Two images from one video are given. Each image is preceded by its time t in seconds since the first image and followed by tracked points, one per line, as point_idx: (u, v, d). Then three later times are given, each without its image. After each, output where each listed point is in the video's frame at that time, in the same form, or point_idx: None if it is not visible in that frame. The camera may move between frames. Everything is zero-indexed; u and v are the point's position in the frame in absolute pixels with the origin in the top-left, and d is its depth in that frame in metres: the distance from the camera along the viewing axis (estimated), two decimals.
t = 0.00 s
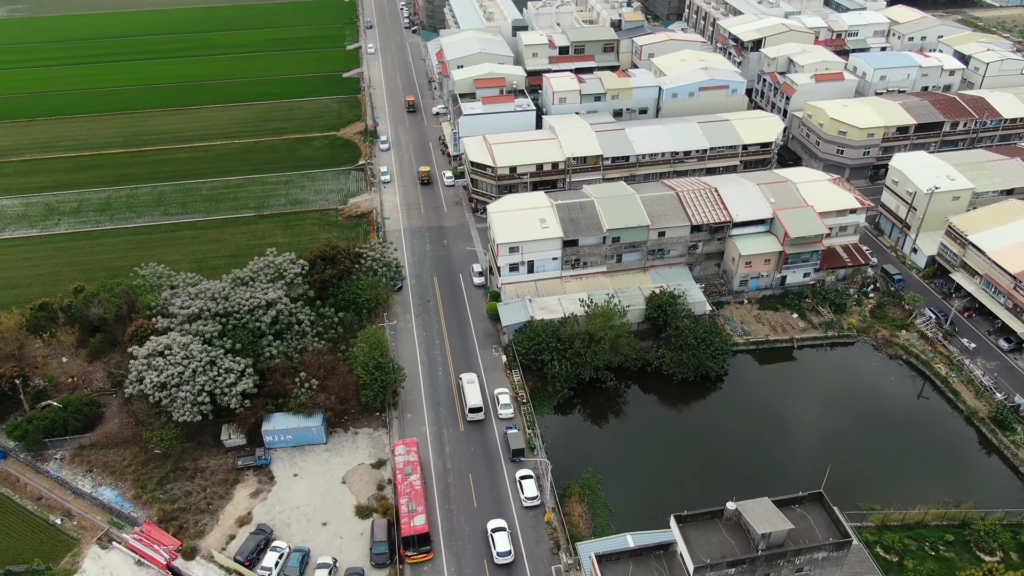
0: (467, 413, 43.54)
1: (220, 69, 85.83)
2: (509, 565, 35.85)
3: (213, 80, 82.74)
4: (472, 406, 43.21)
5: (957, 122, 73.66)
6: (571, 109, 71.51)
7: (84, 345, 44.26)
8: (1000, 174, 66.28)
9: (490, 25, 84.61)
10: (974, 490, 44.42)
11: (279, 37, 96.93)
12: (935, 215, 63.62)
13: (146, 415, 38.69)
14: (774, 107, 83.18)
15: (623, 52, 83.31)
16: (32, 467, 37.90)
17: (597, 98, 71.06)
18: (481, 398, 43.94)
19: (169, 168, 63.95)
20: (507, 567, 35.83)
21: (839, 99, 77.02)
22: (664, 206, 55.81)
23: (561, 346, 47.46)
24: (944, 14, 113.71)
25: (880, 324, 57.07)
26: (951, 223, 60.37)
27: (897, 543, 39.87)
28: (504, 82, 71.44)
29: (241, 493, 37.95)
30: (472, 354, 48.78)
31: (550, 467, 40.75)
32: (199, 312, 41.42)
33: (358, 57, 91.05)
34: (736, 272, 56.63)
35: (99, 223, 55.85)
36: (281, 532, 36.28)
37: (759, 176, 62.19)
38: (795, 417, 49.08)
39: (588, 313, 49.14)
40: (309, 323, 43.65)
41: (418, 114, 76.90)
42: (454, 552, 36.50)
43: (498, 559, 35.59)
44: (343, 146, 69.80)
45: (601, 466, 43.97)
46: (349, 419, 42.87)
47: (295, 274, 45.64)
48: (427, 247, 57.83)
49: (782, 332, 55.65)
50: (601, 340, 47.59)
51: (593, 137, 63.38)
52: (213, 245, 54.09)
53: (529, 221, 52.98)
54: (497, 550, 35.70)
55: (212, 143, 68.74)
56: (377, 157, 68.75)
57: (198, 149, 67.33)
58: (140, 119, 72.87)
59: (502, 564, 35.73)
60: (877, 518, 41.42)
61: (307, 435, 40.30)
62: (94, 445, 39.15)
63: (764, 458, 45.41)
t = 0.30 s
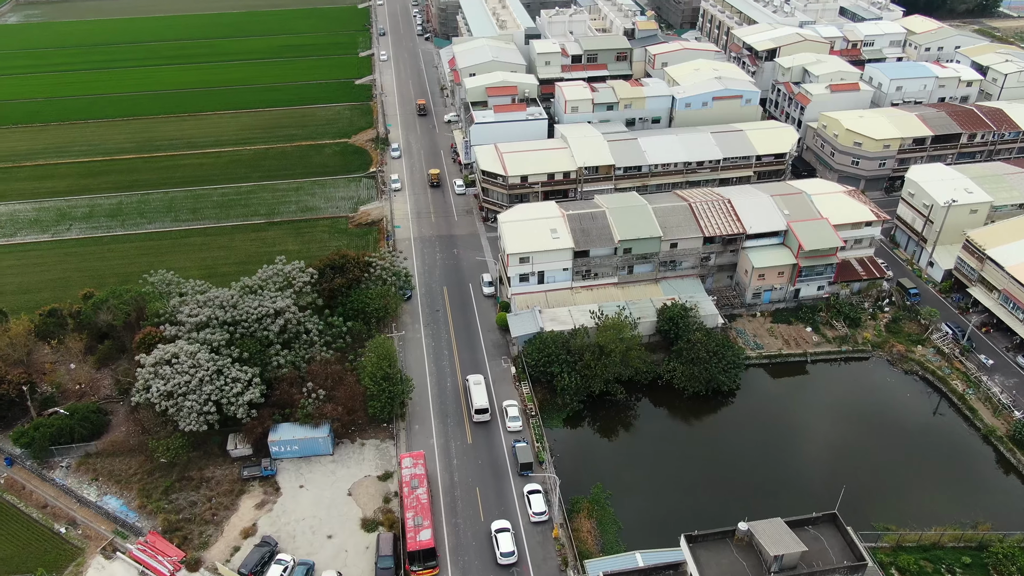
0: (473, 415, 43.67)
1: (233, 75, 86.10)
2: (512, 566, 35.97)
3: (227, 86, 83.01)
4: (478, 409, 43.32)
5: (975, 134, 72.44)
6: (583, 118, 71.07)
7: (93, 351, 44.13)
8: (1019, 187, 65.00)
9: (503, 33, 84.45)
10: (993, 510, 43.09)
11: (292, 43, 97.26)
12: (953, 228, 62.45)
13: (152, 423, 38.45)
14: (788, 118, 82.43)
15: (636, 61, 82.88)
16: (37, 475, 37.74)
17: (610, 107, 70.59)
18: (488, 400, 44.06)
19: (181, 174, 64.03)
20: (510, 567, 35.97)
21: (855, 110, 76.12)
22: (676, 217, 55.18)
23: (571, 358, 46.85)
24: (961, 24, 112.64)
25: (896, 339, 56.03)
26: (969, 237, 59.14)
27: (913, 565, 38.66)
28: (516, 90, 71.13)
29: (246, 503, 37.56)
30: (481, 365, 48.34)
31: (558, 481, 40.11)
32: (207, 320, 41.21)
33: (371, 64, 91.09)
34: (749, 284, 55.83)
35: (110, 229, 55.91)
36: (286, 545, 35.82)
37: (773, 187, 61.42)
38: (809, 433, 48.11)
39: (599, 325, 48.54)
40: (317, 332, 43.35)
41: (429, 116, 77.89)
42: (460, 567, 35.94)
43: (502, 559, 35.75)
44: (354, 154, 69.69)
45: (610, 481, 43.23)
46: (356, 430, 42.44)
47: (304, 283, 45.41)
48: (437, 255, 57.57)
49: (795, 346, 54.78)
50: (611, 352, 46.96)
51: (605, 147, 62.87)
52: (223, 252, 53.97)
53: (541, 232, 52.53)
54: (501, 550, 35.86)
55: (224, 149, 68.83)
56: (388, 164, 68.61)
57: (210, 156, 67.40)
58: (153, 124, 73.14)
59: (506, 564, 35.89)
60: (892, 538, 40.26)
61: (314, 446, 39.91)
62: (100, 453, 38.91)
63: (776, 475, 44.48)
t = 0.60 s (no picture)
0: (479, 415, 43.94)
1: (246, 82, 86.37)
2: (516, 565, 36.24)
3: (239, 92, 83.24)
4: (484, 408, 43.60)
5: (993, 146, 71.34)
6: (595, 127, 70.65)
7: (100, 358, 44.02)
8: None
9: (515, 42, 84.30)
10: (1011, 531, 41.90)
11: (304, 50, 97.56)
12: (969, 242, 61.32)
13: (158, 433, 38.22)
14: (802, 128, 81.67)
15: (649, 70, 82.43)
16: (43, 483, 37.55)
17: (622, 117, 70.11)
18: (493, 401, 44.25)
19: (192, 181, 64.11)
20: (514, 567, 36.21)
21: (870, 121, 75.26)
22: (688, 229, 54.56)
23: (580, 370, 46.25)
24: (978, 34, 111.57)
25: (911, 354, 54.95)
26: (986, 251, 58.03)
27: None
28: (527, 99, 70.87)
29: (251, 514, 37.20)
30: (490, 377, 47.88)
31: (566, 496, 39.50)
32: (215, 329, 41.01)
33: (382, 71, 91.17)
34: (761, 297, 55.06)
35: (120, 234, 55.96)
36: (290, 557, 35.37)
37: (786, 199, 60.66)
38: (823, 448, 47.24)
39: (609, 337, 47.98)
40: (324, 341, 43.05)
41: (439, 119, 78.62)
42: None
43: (505, 559, 36.01)
44: (365, 161, 69.59)
45: (619, 496, 42.52)
46: (363, 441, 42.05)
47: (312, 291, 45.18)
48: (447, 264, 57.24)
49: (808, 360, 53.85)
50: (621, 365, 46.35)
51: (617, 156, 62.39)
52: (232, 259, 53.87)
53: (551, 242, 52.09)
54: (504, 551, 36.13)
55: (236, 155, 68.92)
56: (398, 172, 68.45)
57: (221, 162, 67.52)
58: (165, 130, 73.38)
59: (509, 564, 36.14)
60: (907, 559, 39.22)
61: (320, 457, 39.52)
62: (106, 462, 38.69)
63: (788, 493, 43.61)
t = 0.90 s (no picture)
0: (486, 416, 44.26)
1: (258, 88, 86.63)
2: (520, 565, 36.47)
3: (251, 99, 83.52)
4: (490, 409, 43.90)
5: (1011, 157, 70.13)
6: (606, 136, 70.21)
7: (108, 365, 43.92)
8: None
9: (527, 50, 84.14)
10: None
11: (317, 56, 97.81)
12: (987, 255, 60.11)
13: (164, 442, 37.99)
14: (816, 138, 80.89)
15: (661, 79, 82.04)
16: (48, 491, 37.38)
17: (634, 126, 69.65)
18: (500, 402, 44.64)
19: (203, 187, 64.18)
20: (518, 567, 36.45)
21: (885, 132, 74.34)
22: (700, 240, 53.93)
23: (589, 383, 45.64)
24: (995, 44, 110.38)
25: (926, 369, 53.77)
26: (1004, 264, 56.85)
27: None
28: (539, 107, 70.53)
29: (256, 526, 36.86)
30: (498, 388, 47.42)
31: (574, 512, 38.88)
32: (222, 337, 40.83)
33: (394, 78, 91.17)
34: (773, 309, 54.24)
35: (130, 240, 56.05)
36: (294, 570, 34.93)
37: (800, 210, 59.86)
38: (837, 464, 46.29)
39: (619, 350, 47.40)
40: (332, 351, 42.77)
41: (449, 123, 79.37)
42: None
43: (509, 559, 36.21)
44: (375, 169, 69.45)
45: (628, 512, 41.82)
46: (369, 453, 41.64)
47: (320, 300, 44.94)
48: (456, 273, 56.89)
49: (821, 374, 52.80)
50: (631, 378, 45.72)
51: (628, 166, 61.89)
52: (242, 266, 53.76)
53: (561, 252, 51.63)
54: (509, 551, 36.33)
55: (247, 162, 69.00)
56: (409, 180, 68.27)
57: (232, 168, 67.59)
58: (177, 136, 73.61)
59: (514, 565, 36.35)
60: None
61: (325, 469, 39.16)
62: (111, 470, 38.50)
63: (801, 510, 42.74)
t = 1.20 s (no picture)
0: (491, 417, 44.52)
1: (270, 95, 86.79)
2: (525, 566, 36.55)
3: (263, 105, 83.73)
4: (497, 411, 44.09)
5: None
6: (618, 145, 69.74)
7: (115, 373, 43.81)
8: None
9: (539, 58, 83.87)
10: None
11: (329, 63, 98.06)
12: (1005, 268, 58.93)
13: (169, 451, 37.73)
14: (830, 148, 80.07)
15: (673, 88, 81.56)
16: (53, 499, 37.19)
17: (646, 135, 69.14)
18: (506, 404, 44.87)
19: (214, 194, 64.23)
20: (522, 569, 36.53)
21: (901, 142, 73.41)
22: (712, 251, 53.25)
23: (599, 396, 45.01)
24: (1012, 54, 109.13)
25: (942, 385, 52.48)
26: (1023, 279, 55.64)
27: None
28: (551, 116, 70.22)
29: (260, 537, 36.49)
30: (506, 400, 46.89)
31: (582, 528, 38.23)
32: (230, 346, 40.61)
33: (406, 85, 91.20)
34: (786, 322, 53.35)
35: (140, 246, 56.10)
36: None
37: (814, 222, 59.03)
38: (851, 482, 45.35)
39: (629, 362, 46.79)
40: (340, 360, 42.46)
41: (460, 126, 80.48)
42: None
43: (514, 560, 36.35)
44: (386, 176, 69.31)
45: (637, 529, 41.09)
46: (376, 464, 41.18)
47: (328, 309, 44.68)
48: (465, 283, 56.51)
49: (835, 389, 51.75)
50: (641, 391, 45.09)
51: (640, 176, 61.36)
52: (251, 274, 53.64)
53: (572, 263, 51.17)
54: (512, 552, 36.45)
55: (258, 168, 69.05)
56: (419, 188, 68.06)
57: (243, 175, 67.66)
58: (189, 142, 73.81)
59: (518, 566, 36.47)
60: None
61: (331, 480, 38.74)
62: (116, 479, 38.23)
63: (814, 529, 41.84)
